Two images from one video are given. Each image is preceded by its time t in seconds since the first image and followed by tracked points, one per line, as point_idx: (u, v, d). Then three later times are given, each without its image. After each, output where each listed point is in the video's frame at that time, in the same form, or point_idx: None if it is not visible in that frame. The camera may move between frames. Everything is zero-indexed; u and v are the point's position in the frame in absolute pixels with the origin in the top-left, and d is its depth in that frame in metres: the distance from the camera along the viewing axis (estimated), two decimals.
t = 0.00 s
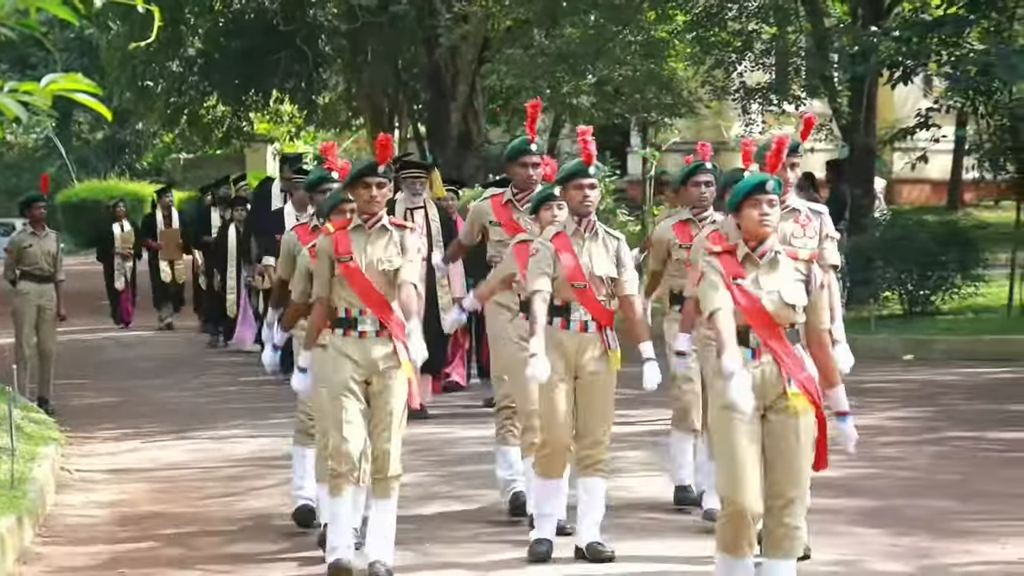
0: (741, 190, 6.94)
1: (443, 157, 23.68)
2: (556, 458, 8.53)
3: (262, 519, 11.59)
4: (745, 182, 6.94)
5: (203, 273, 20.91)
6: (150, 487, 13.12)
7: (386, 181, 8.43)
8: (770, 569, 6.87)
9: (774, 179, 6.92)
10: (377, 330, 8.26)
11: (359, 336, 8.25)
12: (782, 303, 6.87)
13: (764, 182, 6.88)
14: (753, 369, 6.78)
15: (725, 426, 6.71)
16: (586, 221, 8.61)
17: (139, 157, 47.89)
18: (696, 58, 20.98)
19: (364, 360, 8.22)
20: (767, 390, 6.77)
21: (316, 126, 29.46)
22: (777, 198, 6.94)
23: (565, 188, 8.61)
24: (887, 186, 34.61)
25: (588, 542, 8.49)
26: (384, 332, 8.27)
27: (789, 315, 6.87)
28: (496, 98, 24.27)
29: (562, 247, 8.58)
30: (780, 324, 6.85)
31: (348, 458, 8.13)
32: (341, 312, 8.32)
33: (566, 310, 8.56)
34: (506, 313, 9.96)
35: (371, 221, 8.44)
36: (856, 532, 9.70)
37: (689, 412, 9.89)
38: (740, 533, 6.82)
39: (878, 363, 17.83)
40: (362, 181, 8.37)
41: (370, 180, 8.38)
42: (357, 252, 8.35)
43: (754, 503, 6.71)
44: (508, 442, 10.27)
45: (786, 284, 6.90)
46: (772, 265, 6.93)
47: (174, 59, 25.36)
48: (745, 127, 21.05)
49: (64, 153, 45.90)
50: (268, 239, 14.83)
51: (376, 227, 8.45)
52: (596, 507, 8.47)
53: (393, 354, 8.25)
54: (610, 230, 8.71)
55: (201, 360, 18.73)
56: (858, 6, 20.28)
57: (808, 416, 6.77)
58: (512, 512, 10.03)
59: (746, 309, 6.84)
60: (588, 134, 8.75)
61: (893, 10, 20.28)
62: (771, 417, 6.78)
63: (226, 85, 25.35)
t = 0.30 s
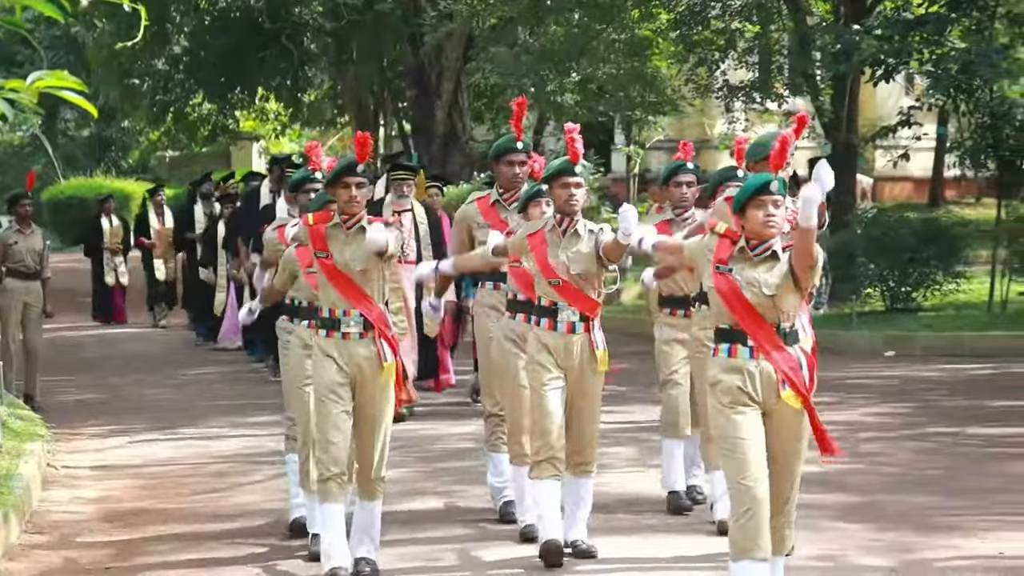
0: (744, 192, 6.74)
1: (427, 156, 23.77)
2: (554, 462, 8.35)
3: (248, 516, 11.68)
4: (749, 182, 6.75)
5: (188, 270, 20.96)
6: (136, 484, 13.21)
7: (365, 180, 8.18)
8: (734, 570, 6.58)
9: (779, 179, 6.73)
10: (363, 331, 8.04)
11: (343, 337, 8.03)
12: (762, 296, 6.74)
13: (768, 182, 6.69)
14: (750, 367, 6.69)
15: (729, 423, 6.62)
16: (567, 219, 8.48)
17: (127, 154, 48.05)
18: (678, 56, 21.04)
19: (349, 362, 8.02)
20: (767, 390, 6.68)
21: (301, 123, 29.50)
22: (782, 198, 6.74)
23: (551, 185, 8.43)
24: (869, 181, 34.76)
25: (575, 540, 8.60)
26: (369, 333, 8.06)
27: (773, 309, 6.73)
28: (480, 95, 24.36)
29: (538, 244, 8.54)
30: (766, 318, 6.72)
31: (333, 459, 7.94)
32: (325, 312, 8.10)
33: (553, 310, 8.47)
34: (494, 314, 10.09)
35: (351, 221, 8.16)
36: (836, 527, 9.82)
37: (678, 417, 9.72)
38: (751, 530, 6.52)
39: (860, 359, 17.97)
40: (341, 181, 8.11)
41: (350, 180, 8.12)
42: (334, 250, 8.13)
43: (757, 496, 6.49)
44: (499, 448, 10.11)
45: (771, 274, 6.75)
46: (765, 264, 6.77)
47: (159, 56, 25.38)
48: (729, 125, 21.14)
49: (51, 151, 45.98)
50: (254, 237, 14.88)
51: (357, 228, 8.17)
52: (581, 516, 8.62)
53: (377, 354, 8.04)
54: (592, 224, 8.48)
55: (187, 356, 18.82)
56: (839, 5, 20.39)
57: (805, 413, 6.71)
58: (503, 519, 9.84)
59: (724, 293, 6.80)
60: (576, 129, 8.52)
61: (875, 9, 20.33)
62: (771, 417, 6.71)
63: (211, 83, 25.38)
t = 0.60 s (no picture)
0: (732, 190, 6.55)
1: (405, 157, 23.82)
2: (532, 466, 8.22)
3: (228, 514, 11.73)
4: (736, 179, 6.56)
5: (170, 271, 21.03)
6: (116, 483, 13.25)
7: (340, 180, 7.98)
8: None
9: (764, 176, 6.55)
10: (344, 331, 7.80)
11: (323, 340, 7.79)
12: (771, 312, 6.51)
13: (757, 179, 6.50)
14: (744, 374, 6.41)
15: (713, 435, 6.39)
16: (549, 218, 8.33)
17: (105, 153, 48.03)
18: (656, 56, 21.10)
19: (328, 363, 7.76)
20: (754, 396, 6.40)
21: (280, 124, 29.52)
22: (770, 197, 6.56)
23: (525, 183, 8.34)
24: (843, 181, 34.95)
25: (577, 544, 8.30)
26: (351, 332, 7.83)
27: (777, 324, 6.52)
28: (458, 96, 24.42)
29: (528, 244, 8.29)
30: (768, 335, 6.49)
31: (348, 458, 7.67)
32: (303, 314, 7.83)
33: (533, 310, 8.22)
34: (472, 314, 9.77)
35: (327, 221, 7.96)
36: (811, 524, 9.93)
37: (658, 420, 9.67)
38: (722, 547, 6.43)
39: (835, 357, 18.10)
40: (316, 179, 7.91)
41: (324, 179, 7.93)
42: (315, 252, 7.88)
43: (730, 516, 6.42)
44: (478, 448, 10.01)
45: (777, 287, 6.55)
46: (762, 271, 6.55)
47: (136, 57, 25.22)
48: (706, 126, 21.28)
49: (29, 151, 45.97)
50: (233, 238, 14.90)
51: (334, 227, 7.98)
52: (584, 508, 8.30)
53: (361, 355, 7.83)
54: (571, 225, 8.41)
55: (165, 356, 18.86)
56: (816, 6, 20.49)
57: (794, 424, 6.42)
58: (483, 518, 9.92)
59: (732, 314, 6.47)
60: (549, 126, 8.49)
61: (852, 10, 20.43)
62: (757, 425, 6.42)
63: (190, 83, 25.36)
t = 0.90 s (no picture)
0: (728, 189, 6.44)
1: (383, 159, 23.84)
2: (517, 468, 8.26)
3: (209, 514, 11.77)
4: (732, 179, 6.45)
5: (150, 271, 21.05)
6: (96, 483, 13.27)
7: (336, 182, 7.91)
8: None
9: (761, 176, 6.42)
10: (333, 338, 7.68)
11: (312, 346, 7.67)
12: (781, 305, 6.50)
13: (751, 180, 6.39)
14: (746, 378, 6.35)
15: (703, 440, 6.42)
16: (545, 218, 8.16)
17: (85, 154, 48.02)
18: (634, 58, 21.11)
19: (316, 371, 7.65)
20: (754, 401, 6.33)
21: (259, 125, 29.51)
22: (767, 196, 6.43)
23: (524, 184, 8.15)
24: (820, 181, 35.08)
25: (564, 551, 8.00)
26: (340, 339, 7.69)
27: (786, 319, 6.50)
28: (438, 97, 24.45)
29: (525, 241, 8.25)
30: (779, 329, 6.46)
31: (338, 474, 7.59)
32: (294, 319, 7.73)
33: (529, 313, 8.10)
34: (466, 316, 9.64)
35: (322, 223, 7.87)
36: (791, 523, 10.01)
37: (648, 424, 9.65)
38: (713, 544, 6.53)
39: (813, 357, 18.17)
40: (311, 181, 7.83)
41: (319, 181, 7.85)
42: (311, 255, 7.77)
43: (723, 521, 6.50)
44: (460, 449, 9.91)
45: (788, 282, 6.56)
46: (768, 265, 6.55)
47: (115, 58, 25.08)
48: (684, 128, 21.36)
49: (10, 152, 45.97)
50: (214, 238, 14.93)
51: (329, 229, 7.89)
52: (568, 517, 8.03)
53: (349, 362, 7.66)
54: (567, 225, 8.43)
55: (146, 356, 18.87)
56: (793, 7, 20.53)
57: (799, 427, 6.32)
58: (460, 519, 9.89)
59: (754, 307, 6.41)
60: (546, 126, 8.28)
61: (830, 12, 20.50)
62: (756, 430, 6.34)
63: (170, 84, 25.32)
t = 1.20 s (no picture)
0: (742, 188, 6.45)
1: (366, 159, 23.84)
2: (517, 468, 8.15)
3: (193, 512, 11.81)
4: (750, 176, 6.47)
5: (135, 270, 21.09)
6: (79, 482, 13.29)
7: (336, 178, 7.76)
8: None
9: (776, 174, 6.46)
10: (326, 336, 7.65)
11: (305, 343, 7.64)
12: (781, 313, 6.35)
13: (767, 178, 6.41)
14: (754, 382, 6.31)
15: (723, 443, 6.30)
16: (544, 215, 8.09)
17: (69, 153, 48.05)
18: (617, 57, 21.13)
19: (311, 367, 7.62)
20: (767, 404, 6.31)
21: (242, 124, 29.52)
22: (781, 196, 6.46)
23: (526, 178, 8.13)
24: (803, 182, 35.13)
25: (547, 556, 8.13)
26: (333, 337, 7.66)
27: (788, 325, 6.36)
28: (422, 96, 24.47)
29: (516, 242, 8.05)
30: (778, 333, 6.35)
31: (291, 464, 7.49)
32: (286, 316, 7.68)
33: (523, 309, 8.08)
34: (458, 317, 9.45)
35: (318, 220, 7.73)
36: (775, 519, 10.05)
37: (652, 416, 9.52)
38: (741, 549, 6.18)
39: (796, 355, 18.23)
40: (309, 178, 7.69)
41: (318, 177, 7.72)
42: (301, 252, 7.70)
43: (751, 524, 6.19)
44: (460, 450, 9.73)
45: (787, 287, 6.38)
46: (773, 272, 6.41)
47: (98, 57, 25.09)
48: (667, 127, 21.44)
49: None
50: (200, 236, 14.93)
51: (324, 227, 7.74)
52: (561, 518, 8.12)
53: (341, 361, 7.64)
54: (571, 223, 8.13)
55: (129, 355, 18.91)
56: (775, 7, 20.57)
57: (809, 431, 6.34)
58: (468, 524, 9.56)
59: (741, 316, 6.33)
60: (548, 122, 8.24)
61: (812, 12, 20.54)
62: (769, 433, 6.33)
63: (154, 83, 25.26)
